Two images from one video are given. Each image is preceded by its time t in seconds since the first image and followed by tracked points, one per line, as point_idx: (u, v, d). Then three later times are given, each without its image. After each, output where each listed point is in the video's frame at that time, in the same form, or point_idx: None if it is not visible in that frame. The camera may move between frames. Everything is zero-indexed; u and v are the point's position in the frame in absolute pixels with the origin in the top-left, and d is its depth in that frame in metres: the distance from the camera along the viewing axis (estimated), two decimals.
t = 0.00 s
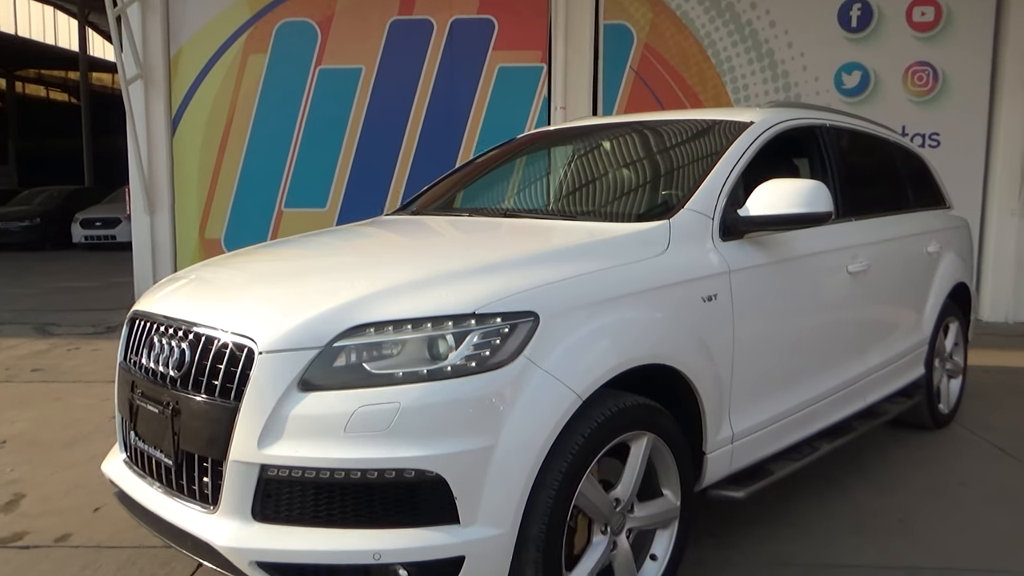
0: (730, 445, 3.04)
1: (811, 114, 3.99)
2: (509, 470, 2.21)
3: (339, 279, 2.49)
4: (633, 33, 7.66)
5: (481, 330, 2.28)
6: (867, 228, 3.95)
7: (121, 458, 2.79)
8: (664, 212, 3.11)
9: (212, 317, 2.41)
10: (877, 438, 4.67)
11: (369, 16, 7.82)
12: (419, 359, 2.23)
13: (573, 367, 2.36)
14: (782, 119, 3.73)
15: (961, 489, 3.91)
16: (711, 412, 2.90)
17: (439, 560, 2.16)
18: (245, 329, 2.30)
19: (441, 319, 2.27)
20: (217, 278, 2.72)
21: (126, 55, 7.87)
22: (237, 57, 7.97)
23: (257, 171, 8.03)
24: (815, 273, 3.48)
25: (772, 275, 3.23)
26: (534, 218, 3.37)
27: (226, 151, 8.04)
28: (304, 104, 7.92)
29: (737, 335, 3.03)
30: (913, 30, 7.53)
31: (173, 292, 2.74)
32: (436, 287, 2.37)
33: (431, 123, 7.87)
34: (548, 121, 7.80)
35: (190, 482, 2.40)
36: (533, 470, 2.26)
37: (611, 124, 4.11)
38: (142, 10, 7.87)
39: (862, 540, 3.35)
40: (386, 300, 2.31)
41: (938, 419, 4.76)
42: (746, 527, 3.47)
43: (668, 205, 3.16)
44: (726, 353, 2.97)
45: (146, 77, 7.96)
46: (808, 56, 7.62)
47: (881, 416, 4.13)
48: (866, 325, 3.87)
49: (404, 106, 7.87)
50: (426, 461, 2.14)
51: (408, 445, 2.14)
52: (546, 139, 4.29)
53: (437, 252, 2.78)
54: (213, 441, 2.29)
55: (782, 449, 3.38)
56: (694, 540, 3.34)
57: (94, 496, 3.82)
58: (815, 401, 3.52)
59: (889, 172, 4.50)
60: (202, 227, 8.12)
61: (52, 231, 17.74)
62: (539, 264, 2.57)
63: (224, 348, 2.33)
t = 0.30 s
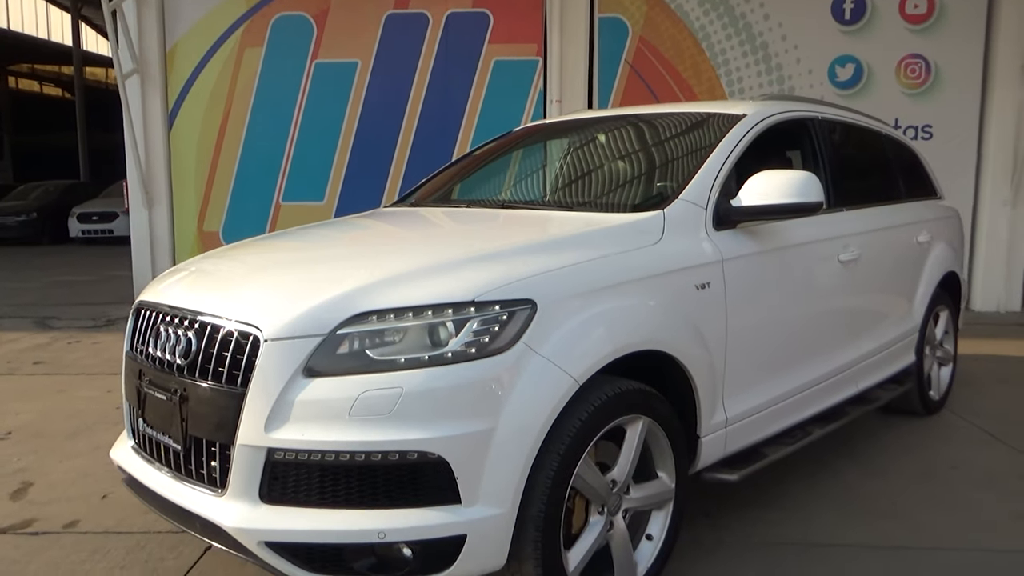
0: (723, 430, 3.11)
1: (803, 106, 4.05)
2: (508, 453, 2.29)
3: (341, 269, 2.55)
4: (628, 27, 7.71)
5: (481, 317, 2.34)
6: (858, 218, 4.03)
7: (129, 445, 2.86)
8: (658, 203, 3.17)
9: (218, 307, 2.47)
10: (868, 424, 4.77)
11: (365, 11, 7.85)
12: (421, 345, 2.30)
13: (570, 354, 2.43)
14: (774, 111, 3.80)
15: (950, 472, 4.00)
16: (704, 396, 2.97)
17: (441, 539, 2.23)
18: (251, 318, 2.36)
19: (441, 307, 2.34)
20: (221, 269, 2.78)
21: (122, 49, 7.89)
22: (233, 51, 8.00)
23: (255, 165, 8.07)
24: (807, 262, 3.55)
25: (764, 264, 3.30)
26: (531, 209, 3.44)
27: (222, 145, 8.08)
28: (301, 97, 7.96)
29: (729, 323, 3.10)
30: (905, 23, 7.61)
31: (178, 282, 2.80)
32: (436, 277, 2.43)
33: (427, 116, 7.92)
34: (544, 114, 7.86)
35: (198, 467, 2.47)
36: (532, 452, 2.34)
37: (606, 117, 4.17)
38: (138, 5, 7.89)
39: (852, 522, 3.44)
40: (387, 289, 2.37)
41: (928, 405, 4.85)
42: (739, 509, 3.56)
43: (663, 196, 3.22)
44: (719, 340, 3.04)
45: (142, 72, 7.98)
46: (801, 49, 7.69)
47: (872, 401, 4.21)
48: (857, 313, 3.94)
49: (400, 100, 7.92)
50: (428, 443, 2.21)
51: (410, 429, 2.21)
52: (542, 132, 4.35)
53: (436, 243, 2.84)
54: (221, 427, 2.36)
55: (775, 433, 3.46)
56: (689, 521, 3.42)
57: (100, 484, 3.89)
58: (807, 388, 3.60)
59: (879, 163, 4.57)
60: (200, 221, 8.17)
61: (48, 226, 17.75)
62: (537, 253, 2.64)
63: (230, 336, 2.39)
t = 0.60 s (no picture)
0: (719, 415, 3.19)
1: (796, 99, 4.11)
2: (508, 436, 2.36)
3: (344, 260, 2.62)
4: (625, 21, 7.76)
5: (481, 304, 2.41)
6: (851, 209, 4.10)
7: (138, 432, 2.93)
8: (655, 195, 3.23)
9: (225, 296, 2.53)
10: (861, 412, 4.85)
11: (363, 6, 7.90)
12: (423, 332, 2.37)
13: (568, 340, 2.50)
14: (768, 104, 3.86)
15: (941, 458, 4.08)
16: (699, 382, 3.05)
17: (444, 519, 2.31)
18: (257, 306, 2.42)
19: (443, 295, 2.40)
20: (226, 259, 2.85)
21: (121, 45, 7.92)
22: (232, 46, 8.05)
23: (255, 160, 8.13)
24: (800, 252, 3.62)
25: (758, 254, 3.37)
26: (530, 201, 3.50)
27: (222, 140, 8.13)
28: (300, 92, 8.02)
29: (724, 311, 3.18)
30: (900, 16, 7.67)
31: (184, 273, 2.86)
32: (437, 266, 2.50)
33: (426, 111, 7.98)
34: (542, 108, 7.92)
35: (207, 451, 2.54)
36: (532, 434, 2.41)
37: (603, 110, 4.22)
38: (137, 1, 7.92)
39: (845, 505, 3.52)
40: (390, 278, 2.44)
41: (921, 393, 4.93)
42: (734, 493, 3.63)
43: (660, 188, 3.28)
44: (714, 328, 3.11)
45: (141, 67, 8.02)
46: (797, 43, 7.75)
47: (866, 389, 4.28)
48: (850, 302, 4.02)
49: (399, 94, 7.97)
50: (431, 426, 2.28)
51: (413, 413, 2.28)
52: (540, 125, 4.41)
53: (436, 233, 2.91)
54: (229, 412, 2.43)
55: (769, 419, 3.54)
56: (685, 505, 3.50)
57: (108, 473, 3.97)
58: (801, 375, 3.67)
59: (872, 154, 4.63)
60: (201, 216, 8.23)
61: (48, 221, 17.80)
62: (535, 243, 2.70)
63: (237, 325, 2.46)
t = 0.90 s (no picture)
0: (715, 401, 3.26)
1: (791, 92, 4.18)
2: (509, 420, 2.43)
3: (349, 250, 2.69)
4: (624, 16, 7.82)
5: (482, 292, 2.48)
6: (846, 200, 4.16)
7: (149, 419, 3.01)
8: (654, 186, 3.29)
9: (233, 285, 2.61)
10: (857, 400, 4.92)
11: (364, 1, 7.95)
12: (425, 320, 2.44)
13: (567, 328, 2.58)
14: (763, 97, 3.92)
15: (936, 445, 4.15)
16: (696, 369, 3.12)
17: (447, 500, 2.38)
18: (266, 295, 2.49)
19: (444, 284, 2.47)
20: (233, 251, 2.92)
21: (123, 40, 7.97)
22: (233, 42, 8.11)
23: (257, 155, 8.19)
24: (795, 242, 3.69)
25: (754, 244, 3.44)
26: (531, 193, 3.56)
27: (224, 135, 8.19)
28: (302, 87, 8.08)
29: (719, 299, 3.25)
30: (898, 9, 7.72)
31: (192, 264, 2.93)
32: (440, 255, 2.57)
33: (426, 105, 8.04)
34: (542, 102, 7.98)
35: (217, 436, 2.61)
36: (532, 419, 2.48)
37: (602, 104, 4.29)
38: None
39: (841, 490, 3.59)
40: (394, 267, 2.51)
41: (917, 381, 5.00)
42: (731, 479, 3.71)
43: (658, 180, 3.34)
44: (710, 316, 3.18)
45: (143, 62, 8.07)
46: (796, 36, 7.80)
47: (861, 376, 4.36)
48: (845, 291, 4.09)
49: (400, 89, 8.03)
50: (434, 410, 2.35)
51: (417, 397, 2.35)
52: (539, 119, 4.47)
53: (438, 224, 2.97)
54: (239, 398, 2.50)
55: (765, 406, 3.61)
56: (682, 491, 3.58)
57: (117, 462, 4.05)
58: (796, 363, 3.74)
59: (867, 146, 4.70)
60: (204, 210, 8.29)
61: (51, 217, 17.87)
62: (535, 233, 2.77)
63: (246, 313, 2.53)
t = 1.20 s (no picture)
0: (712, 389, 3.34)
1: (788, 86, 4.24)
2: (511, 404, 2.51)
3: (354, 241, 2.76)
4: (624, 10, 7.87)
5: (485, 281, 2.56)
6: (842, 192, 4.23)
7: (160, 406, 3.09)
8: (653, 178, 3.36)
9: (242, 275, 2.68)
10: (854, 390, 4.99)
11: None
12: (429, 308, 2.51)
13: (567, 316, 2.65)
14: (760, 90, 3.99)
15: (931, 433, 4.22)
16: (693, 357, 3.19)
17: (450, 483, 2.46)
18: (275, 285, 2.57)
19: (448, 273, 2.55)
20: (240, 243, 2.99)
21: (126, 36, 8.02)
22: (236, 38, 8.17)
23: (260, 151, 8.26)
24: (792, 233, 3.76)
25: (750, 235, 3.51)
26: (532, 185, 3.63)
27: (228, 130, 8.26)
28: (304, 82, 8.14)
29: (717, 289, 3.32)
30: (897, 3, 7.77)
31: (201, 255, 3.01)
32: (443, 246, 2.64)
33: (428, 100, 8.11)
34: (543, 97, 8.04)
35: (228, 422, 2.69)
36: (533, 404, 2.56)
37: (602, 98, 4.35)
38: None
39: (836, 476, 3.67)
40: (399, 257, 2.58)
41: (914, 371, 5.06)
42: (729, 466, 3.78)
43: (657, 172, 3.41)
44: (707, 305, 3.26)
45: (147, 58, 8.12)
46: (795, 30, 7.86)
47: (857, 366, 4.43)
48: (841, 282, 4.16)
49: (402, 84, 8.10)
50: (438, 395, 2.43)
51: (422, 383, 2.43)
52: (540, 113, 4.54)
53: (442, 216, 3.05)
54: (249, 384, 2.58)
55: (762, 394, 3.68)
56: (681, 477, 3.65)
57: (127, 451, 4.13)
58: (792, 351, 3.81)
59: (864, 139, 4.76)
60: (207, 205, 8.36)
61: (55, 213, 17.96)
62: (535, 224, 2.84)
63: (255, 302, 2.60)
